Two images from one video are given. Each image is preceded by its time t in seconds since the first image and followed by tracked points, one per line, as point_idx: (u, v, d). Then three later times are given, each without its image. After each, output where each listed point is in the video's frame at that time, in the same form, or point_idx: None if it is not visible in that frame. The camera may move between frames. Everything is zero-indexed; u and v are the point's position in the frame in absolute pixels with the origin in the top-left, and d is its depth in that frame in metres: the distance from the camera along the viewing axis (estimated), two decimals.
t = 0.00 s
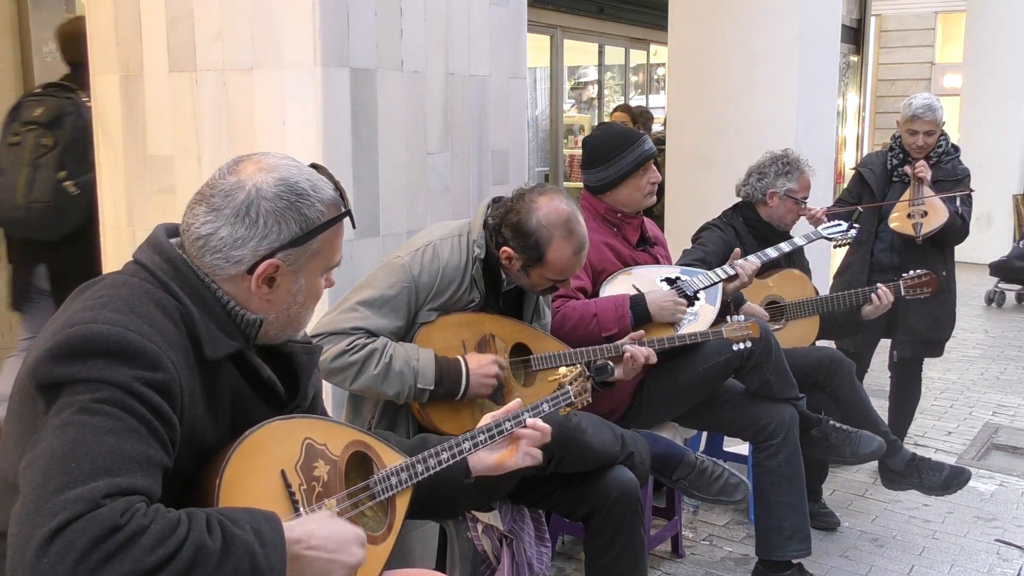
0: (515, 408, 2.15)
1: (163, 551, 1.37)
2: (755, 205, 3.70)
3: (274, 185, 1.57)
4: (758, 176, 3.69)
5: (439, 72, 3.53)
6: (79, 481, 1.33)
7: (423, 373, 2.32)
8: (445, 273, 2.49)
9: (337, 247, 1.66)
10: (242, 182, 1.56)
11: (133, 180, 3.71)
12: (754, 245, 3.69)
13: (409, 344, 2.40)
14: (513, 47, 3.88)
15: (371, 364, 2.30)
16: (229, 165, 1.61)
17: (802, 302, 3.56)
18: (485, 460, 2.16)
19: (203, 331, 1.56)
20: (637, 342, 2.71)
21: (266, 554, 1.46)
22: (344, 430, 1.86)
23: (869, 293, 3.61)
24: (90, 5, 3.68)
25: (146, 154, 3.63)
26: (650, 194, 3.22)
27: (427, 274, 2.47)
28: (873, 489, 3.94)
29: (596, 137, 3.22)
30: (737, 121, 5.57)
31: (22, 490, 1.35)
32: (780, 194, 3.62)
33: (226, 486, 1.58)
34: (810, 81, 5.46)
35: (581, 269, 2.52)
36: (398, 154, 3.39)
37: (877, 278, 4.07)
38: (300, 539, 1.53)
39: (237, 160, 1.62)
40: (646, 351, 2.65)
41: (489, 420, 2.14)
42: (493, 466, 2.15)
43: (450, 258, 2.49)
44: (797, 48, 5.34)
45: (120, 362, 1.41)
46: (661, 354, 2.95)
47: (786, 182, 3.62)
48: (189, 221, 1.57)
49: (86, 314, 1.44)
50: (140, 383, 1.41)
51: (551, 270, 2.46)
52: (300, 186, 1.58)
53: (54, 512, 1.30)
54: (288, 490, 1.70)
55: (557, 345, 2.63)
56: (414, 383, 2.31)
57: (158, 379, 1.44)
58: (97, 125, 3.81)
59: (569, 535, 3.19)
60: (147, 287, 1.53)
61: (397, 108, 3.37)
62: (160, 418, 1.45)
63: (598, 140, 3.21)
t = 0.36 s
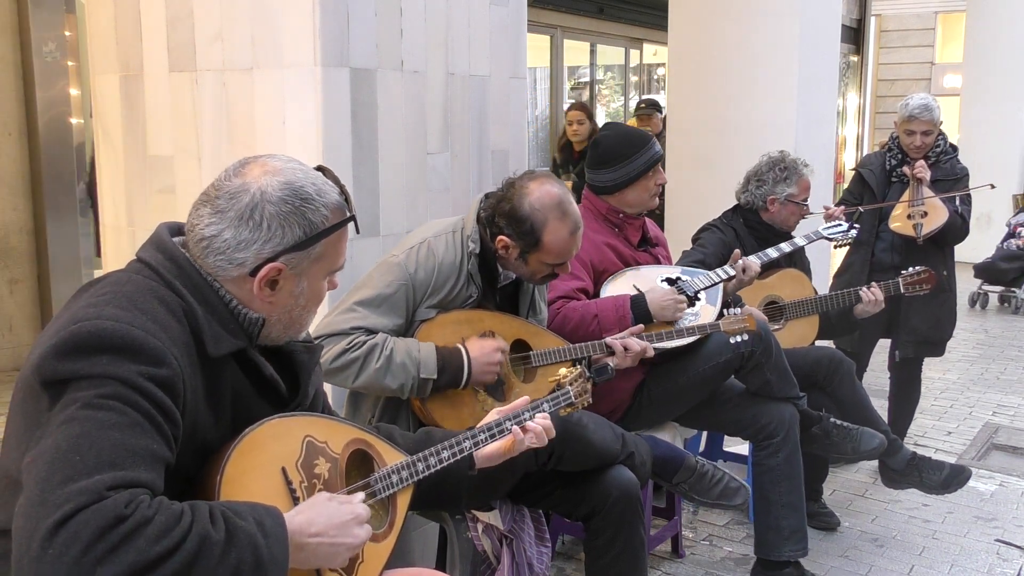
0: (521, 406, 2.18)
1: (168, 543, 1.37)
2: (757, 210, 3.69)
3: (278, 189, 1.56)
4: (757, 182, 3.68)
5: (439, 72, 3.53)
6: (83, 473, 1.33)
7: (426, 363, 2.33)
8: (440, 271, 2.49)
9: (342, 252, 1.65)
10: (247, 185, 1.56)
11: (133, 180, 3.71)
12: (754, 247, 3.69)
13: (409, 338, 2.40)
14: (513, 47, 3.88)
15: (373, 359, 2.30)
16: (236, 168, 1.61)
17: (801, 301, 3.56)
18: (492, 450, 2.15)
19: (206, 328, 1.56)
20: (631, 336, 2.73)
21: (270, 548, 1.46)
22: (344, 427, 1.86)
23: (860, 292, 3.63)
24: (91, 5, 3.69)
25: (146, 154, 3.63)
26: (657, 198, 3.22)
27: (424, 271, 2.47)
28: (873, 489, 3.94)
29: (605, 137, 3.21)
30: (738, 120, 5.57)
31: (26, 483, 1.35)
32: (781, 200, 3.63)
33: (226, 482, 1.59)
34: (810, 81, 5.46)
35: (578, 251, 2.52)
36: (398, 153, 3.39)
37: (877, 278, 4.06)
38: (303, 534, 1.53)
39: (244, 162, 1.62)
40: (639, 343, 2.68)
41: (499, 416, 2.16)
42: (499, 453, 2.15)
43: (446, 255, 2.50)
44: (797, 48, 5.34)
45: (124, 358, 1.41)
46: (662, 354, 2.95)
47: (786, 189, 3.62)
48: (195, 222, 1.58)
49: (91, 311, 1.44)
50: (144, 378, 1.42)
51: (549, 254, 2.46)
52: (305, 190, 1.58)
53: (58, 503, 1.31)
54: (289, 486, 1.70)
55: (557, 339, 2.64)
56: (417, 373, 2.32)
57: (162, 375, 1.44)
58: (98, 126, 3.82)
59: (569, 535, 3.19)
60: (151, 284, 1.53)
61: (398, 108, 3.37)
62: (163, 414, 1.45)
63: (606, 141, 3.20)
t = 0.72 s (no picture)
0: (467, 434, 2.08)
1: (171, 543, 1.37)
2: (757, 212, 3.69)
3: (279, 197, 1.56)
4: (753, 185, 3.68)
5: (439, 72, 3.53)
6: (87, 474, 1.33)
7: (421, 373, 2.32)
8: (434, 269, 2.48)
9: (343, 264, 1.63)
10: (248, 190, 1.56)
11: (132, 180, 3.72)
12: (754, 247, 3.68)
13: (404, 343, 2.39)
14: (513, 47, 3.88)
15: (369, 367, 2.29)
16: (243, 171, 1.61)
17: (802, 302, 3.56)
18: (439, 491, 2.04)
19: (207, 328, 1.56)
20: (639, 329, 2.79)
21: (273, 547, 1.46)
22: (347, 428, 1.86)
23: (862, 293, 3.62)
24: (91, 6, 3.69)
25: (146, 154, 3.63)
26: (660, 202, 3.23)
27: (417, 270, 2.46)
28: (873, 489, 3.94)
29: (613, 138, 3.20)
30: (738, 120, 5.57)
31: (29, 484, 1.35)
32: (778, 198, 3.63)
33: (231, 479, 1.58)
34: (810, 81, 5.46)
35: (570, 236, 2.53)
36: (398, 154, 3.39)
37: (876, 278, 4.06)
38: (305, 532, 1.53)
39: (252, 166, 1.63)
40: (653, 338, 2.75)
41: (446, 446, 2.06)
42: (446, 497, 2.03)
43: (438, 252, 2.49)
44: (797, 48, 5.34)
45: (127, 358, 1.41)
46: (663, 354, 2.95)
47: (783, 185, 3.61)
48: (197, 222, 1.59)
49: (94, 311, 1.44)
50: (146, 378, 1.41)
51: (540, 241, 2.47)
52: (305, 201, 1.57)
53: (62, 504, 1.31)
54: (292, 485, 1.70)
55: (555, 336, 2.65)
56: (412, 383, 2.31)
57: (164, 374, 1.44)
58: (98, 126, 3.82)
59: (569, 536, 3.19)
60: (154, 284, 1.53)
61: (398, 108, 3.37)
62: (166, 415, 1.45)
63: (614, 141, 3.19)
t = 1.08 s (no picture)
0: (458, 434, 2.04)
1: (163, 550, 1.37)
2: (749, 207, 3.71)
3: (270, 194, 1.56)
4: (741, 182, 3.70)
5: (439, 72, 3.53)
6: (77, 480, 1.33)
7: (420, 373, 2.31)
8: (431, 268, 2.48)
9: (339, 263, 1.62)
10: (240, 188, 1.57)
11: (132, 180, 3.72)
12: (750, 246, 3.68)
13: (404, 343, 2.40)
14: (514, 46, 3.88)
15: (368, 366, 2.29)
16: (237, 169, 1.62)
17: (801, 301, 3.53)
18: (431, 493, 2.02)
19: (203, 330, 1.56)
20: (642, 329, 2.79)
21: (267, 552, 1.45)
22: (344, 429, 1.86)
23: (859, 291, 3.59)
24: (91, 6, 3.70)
25: (146, 154, 3.63)
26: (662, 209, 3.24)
27: (415, 269, 2.46)
28: (873, 489, 3.94)
29: (625, 138, 3.19)
30: (738, 120, 5.57)
31: (21, 489, 1.35)
32: (770, 189, 3.64)
33: (227, 481, 1.58)
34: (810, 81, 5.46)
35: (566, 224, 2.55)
36: (398, 154, 3.38)
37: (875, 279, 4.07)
38: (301, 536, 1.52)
39: (246, 165, 1.63)
40: (653, 336, 2.74)
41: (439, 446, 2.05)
42: (437, 498, 2.01)
43: (437, 252, 2.49)
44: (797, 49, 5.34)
45: (121, 362, 1.41)
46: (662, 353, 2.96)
47: (772, 177, 3.64)
48: (192, 220, 1.60)
49: (88, 314, 1.44)
50: (140, 383, 1.41)
51: (539, 230, 2.48)
52: (297, 198, 1.56)
53: (52, 511, 1.30)
54: (289, 488, 1.70)
55: (553, 336, 2.64)
56: (411, 383, 2.31)
57: (158, 378, 1.44)
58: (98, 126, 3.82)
59: (569, 536, 3.19)
60: (149, 286, 1.53)
61: (398, 108, 3.37)
62: (159, 419, 1.45)
63: (626, 142, 3.18)
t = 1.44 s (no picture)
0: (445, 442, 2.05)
1: (161, 560, 1.36)
2: (719, 204, 3.71)
3: (265, 193, 1.55)
4: (711, 180, 3.71)
5: (438, 72, 3.53)
6: (74, 493, 1.33)
7: (411, 372, 2.31)
8: (416, 262, 2.50)
9: (336, 260, 1.62)
10: (235, 187, 1.56)
11: (132, 180, 3.72)
12: (727, 242, 3.70)
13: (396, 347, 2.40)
14: (514, 46, 3.88)
15: (357, 364, 2.31)
16: (231, 168, 1.61)
17: (789, 293, 3.50)
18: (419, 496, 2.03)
19: (200, 333, 1.56)
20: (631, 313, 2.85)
21: (267, 556, 1.45)
22: (343, 430, 1.85)
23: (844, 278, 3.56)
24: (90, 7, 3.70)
25: (146, 155, 3.63)
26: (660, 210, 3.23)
27: (400, 263, 2.48)
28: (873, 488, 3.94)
29: (626, 138, 3.19)
30: (738, 120, 5.57)
31: (20, 499, 1.35)
32: (737, 182, 3.66)
33: (225, 483, 1.58)
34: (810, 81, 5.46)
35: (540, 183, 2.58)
36: (398, 154, 3.39)
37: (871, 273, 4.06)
38: (300, 539, 1.52)
39: (240, 164, 1.62)
40: (644, 319, 2.80)
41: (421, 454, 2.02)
42: (423, 502, 2.03)
43: (420, 245, 2.52)
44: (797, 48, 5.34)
45: (117, 368, 1.41)
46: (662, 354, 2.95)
47: (738, 170, 3.66)
48: (186, 222, 1.59)
49: (84, 321, 1.44)
50: (137, 390, 1.41)
51: (513, 190, 2.51)
52: (293, 197, 1.56)
53: (51, 524, 1.31)
54: (289, 488, 1.70)
55: (542, 331, 2.64)
56: (403, 382, 2.30)
57: (155, 384, 1.44)
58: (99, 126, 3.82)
59: (569, 536, 3.19)
60: (145, 291, 1.53)
61: (397, 107, 3.37)
62: (156, 425, 1.45)
63: (626, 142, 3.18)
